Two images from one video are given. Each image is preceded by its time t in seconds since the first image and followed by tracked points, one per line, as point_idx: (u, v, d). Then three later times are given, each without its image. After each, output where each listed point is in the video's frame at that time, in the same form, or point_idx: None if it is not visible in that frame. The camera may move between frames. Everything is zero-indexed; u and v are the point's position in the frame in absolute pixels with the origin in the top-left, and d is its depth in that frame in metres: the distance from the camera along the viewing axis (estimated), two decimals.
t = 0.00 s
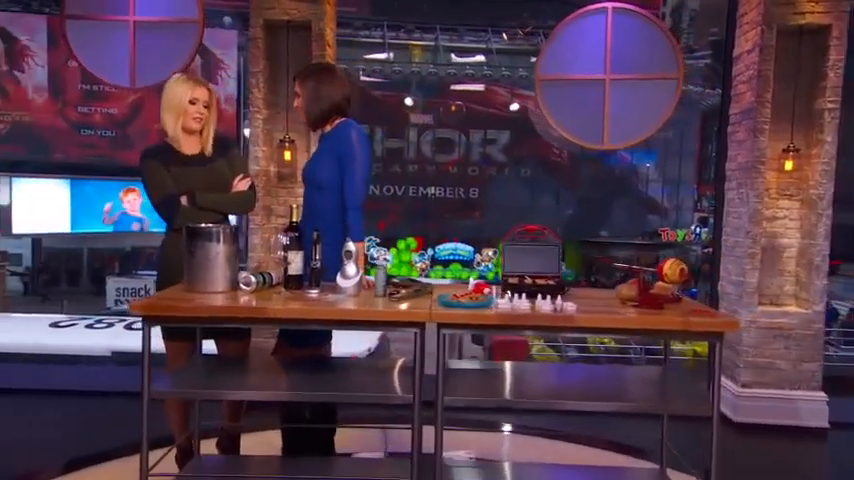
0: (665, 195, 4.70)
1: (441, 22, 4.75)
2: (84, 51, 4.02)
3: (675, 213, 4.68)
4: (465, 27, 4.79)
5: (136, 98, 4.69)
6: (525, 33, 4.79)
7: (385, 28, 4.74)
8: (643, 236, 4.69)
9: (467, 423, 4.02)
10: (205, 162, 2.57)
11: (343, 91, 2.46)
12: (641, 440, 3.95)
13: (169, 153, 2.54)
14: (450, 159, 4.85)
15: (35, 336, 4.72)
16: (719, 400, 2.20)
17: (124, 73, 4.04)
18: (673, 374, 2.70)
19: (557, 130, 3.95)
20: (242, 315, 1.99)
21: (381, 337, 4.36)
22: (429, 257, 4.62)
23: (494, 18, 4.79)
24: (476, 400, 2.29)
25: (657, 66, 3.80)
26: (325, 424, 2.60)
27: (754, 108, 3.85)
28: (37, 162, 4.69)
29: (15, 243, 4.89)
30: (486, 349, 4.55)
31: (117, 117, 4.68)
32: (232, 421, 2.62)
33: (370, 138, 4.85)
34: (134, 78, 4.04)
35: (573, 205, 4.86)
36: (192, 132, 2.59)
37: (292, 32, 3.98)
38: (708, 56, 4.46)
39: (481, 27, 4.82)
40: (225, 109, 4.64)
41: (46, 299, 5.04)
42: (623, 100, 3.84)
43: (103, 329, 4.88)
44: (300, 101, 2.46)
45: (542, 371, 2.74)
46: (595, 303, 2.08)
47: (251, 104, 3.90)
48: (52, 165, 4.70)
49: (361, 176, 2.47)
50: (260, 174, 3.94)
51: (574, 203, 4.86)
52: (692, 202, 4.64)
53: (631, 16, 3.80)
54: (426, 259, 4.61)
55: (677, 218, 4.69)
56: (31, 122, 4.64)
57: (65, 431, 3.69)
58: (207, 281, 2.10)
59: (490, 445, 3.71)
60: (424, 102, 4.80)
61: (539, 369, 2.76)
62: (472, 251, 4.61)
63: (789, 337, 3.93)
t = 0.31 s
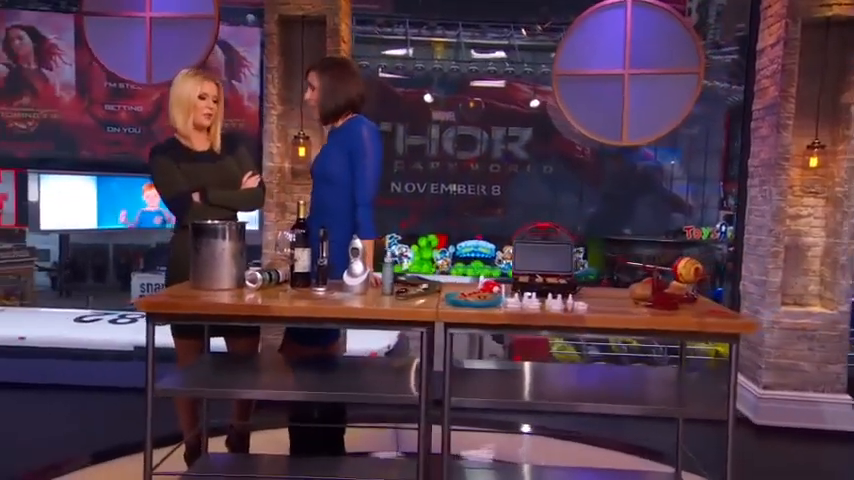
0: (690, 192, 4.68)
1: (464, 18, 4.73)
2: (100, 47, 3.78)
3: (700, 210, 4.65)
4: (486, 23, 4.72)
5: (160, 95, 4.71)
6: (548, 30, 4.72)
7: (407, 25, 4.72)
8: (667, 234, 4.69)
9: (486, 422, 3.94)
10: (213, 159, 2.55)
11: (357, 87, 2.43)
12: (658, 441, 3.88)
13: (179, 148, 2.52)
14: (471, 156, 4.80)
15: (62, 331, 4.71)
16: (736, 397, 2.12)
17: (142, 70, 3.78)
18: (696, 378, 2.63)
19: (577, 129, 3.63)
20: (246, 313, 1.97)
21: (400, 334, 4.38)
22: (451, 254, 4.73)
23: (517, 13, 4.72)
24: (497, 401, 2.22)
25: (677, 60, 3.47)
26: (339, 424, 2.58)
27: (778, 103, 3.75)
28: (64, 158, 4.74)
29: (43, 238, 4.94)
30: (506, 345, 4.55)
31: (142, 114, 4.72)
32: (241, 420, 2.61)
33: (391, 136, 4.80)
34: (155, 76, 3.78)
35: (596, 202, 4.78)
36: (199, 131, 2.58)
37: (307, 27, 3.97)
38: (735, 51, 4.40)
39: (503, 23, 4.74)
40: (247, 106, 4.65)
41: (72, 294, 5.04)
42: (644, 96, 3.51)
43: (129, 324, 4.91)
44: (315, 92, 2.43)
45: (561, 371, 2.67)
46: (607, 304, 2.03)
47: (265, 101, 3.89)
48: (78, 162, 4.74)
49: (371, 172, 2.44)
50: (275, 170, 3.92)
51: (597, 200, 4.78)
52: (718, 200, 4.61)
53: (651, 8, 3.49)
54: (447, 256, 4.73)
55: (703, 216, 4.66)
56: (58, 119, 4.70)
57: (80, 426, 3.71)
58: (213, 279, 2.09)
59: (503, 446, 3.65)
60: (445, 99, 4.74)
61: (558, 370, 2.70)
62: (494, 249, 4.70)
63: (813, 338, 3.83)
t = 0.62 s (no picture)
0: (717, 190, 4.58)
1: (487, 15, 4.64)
2: (119, 45, 3.63)
3: (727, 209, 4.55)
4: (510, 20, 4.66)
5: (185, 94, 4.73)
6: (572, 27, 4.65)
7: (431, 22, 4.65)
8: (692, 233, 4.63)
9: (503, 423, 3.89)
10: (226, 156, 2.53)
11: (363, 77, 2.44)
12: (679, 444, 3.80)
13: (191, 146, 2.50)
14: (494, 153, 4.74)
15: (86, 326, 4.77)
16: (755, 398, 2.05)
17: (160, 69, 3.60)
18: (720, 382, 2.55)
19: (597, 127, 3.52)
20: (253, 314, 1.95)
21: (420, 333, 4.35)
22: (472, 253, 4.61)
23: (537, 10, 4.60)
24: (514, 405, 2.18)
25: (699, 56, 3.37)
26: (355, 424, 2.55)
27: (804, 99, 3.67)
28: (91, 156, 4.77)
29: (70, 236, 4.96)
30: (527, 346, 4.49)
31: (167, 113, 4.75)
32: (253, 420, 2.59)
33: (413, 133, 4.76)
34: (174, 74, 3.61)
35: (619, 200, 4.72)
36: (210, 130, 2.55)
37: (324, 24, 3.93)
38: (763, 47, 4.32)
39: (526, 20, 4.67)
40: (271, 105, 4.65)
41: (98, 292, 5.10)
42: (666, 93, 3.41)
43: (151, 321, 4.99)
44: (332, 98, 2.39)
45: (581, 373, 2.61)
46: (623, 304, 1.98)
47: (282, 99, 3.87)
48: (108, 160, 4.79)
49: (393, 173, 2.42)
50: (290, 168, 3.89)
51: (619, 199, 4.72)
52: (745, 198, 4.51)
53: (673, 3, 3.39)
54: (469, 254, 4.61)
55: (730, 214, 4.56)
56: (87, 118, 4.73)
57: (98, 422, 3.74)
58: (221, 278, 2.08)
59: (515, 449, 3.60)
60: (467, 97, 4.71)
61: (577, 372, 2.65)
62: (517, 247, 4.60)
63: (839, 340, 3.72)
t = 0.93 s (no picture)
0: (741, 190, 4.51)
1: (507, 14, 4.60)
2: (138, 47, 3.63)
3: (751, 208, 4.49)
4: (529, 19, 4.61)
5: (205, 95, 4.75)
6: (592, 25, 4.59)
7: (450, 22, 4.63)
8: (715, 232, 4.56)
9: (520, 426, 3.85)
10: (238, 157, 2.52)
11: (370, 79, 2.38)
12: (699, 448, 3.74)
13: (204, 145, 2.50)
14: (513, 152, 4.70)
15: (107, 325, 4.80)
16: (777, 403, 2.00)
17: (178, 69, 3.60)
18: (743, 386, 2.50)
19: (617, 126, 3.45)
20: (263, 316, 1.93)
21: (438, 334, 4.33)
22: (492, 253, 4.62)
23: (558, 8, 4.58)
24: (530, 410, 2.14)
25: (721, 54, 3.31)
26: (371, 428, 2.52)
27: (829, 97, 3.59)
28: (114, 157, 4.79)
29: (94, 236, 5.00)
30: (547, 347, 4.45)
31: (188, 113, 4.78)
32: (265, 422, 2.58)
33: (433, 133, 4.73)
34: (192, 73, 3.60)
35: (640, 200, 4.65)
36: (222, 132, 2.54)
37: (340, 24, 3.90)
38: (788, 45, 4.23)
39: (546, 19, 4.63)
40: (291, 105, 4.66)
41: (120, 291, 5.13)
42: (688, 92, 3.34)
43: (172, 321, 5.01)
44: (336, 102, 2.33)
45: (601, 378, 2.56)
46: (640, 308, 1.94)
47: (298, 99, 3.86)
48: (131, 160, 4.80)
49: (408, 173, 2.42)
50: (306, 168, 3.88)
51: (641, 198, 4.65)
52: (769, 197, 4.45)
53: None
54: (488, 254, 4.62)
55: (753, 214, 4.50)
56: (110, 119, 4.76)
57: (115, 421, 3.76)
58: (232, 279, 2.07)
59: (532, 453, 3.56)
60: (487, 97, 4.66)
61: (597, 376, 2.60)
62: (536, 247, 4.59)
63: None
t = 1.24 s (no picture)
0: (762, 193, 4.46)
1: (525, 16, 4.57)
2: (158, 53, 3.65)
3: (773, 212, 4.44)
4: (549, 20, 4.57)
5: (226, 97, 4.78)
6: (612, 26, 4.55)
7: (469, 24, 4.62)
8: (736, 235, 4.50)
9: (538, 432, 3.82)
10: (253, 160, 2.53)
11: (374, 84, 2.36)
12: (719, 455, 3.68)
13: (218, 148, 2.50)
14: (531, 154, 4.66)
15: (129, 326, 4.86)
16: (800, 412, 1.96)
17: (197, 73, 3.62)
18: (767, 394, 2.45)
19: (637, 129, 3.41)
20: (278, 321, 1.93)
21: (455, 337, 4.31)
22: (510, 255, 4.65)
23: (578, 10, 4.54)
24: (546, 417, 2.12)
25: (744, 56, 3.26)
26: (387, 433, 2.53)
27: None
28: (136, 159, 4.85)
29: (116, 236, 4.98)
30: (564, 350, 4.45)
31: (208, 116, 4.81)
32: (280, 426, 2.59)
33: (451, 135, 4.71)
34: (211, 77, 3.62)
35: (660, 202, 4.57)
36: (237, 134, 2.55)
37: (358, 27, 3.90)
38: (812, 45, 4.23)
39: (566, 20, 4.59)
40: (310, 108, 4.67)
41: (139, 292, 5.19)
42: (708, 94, 3.30)
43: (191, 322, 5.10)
44: (341, 108, 2.32)
45: (619, 384, 2.53)
46: (660, 314, 1.91)
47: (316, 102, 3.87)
48: (152, 162, 4.85)
49: (421, 177, 2.39)
50: (323, 171, 3.87)
51: (661, 200, 4.57)
52: (791, 199, 4.42)
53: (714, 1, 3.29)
54: (507, 256, 4.64)
55: (776, 217, 4.45)
56: (131, 121, 4.82)
57: (134, 422, 3.78)
58: (248, 283, 2.07)
59: (550, 459, 3.53)
60: (505, 98, 4.64)
61: (615, 383, 2.56)
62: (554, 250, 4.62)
63: None
